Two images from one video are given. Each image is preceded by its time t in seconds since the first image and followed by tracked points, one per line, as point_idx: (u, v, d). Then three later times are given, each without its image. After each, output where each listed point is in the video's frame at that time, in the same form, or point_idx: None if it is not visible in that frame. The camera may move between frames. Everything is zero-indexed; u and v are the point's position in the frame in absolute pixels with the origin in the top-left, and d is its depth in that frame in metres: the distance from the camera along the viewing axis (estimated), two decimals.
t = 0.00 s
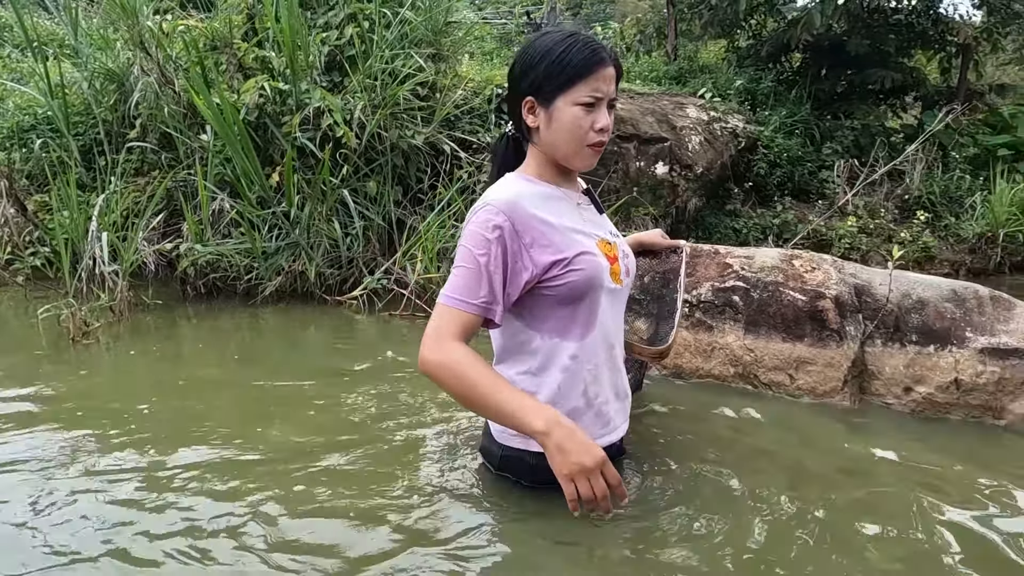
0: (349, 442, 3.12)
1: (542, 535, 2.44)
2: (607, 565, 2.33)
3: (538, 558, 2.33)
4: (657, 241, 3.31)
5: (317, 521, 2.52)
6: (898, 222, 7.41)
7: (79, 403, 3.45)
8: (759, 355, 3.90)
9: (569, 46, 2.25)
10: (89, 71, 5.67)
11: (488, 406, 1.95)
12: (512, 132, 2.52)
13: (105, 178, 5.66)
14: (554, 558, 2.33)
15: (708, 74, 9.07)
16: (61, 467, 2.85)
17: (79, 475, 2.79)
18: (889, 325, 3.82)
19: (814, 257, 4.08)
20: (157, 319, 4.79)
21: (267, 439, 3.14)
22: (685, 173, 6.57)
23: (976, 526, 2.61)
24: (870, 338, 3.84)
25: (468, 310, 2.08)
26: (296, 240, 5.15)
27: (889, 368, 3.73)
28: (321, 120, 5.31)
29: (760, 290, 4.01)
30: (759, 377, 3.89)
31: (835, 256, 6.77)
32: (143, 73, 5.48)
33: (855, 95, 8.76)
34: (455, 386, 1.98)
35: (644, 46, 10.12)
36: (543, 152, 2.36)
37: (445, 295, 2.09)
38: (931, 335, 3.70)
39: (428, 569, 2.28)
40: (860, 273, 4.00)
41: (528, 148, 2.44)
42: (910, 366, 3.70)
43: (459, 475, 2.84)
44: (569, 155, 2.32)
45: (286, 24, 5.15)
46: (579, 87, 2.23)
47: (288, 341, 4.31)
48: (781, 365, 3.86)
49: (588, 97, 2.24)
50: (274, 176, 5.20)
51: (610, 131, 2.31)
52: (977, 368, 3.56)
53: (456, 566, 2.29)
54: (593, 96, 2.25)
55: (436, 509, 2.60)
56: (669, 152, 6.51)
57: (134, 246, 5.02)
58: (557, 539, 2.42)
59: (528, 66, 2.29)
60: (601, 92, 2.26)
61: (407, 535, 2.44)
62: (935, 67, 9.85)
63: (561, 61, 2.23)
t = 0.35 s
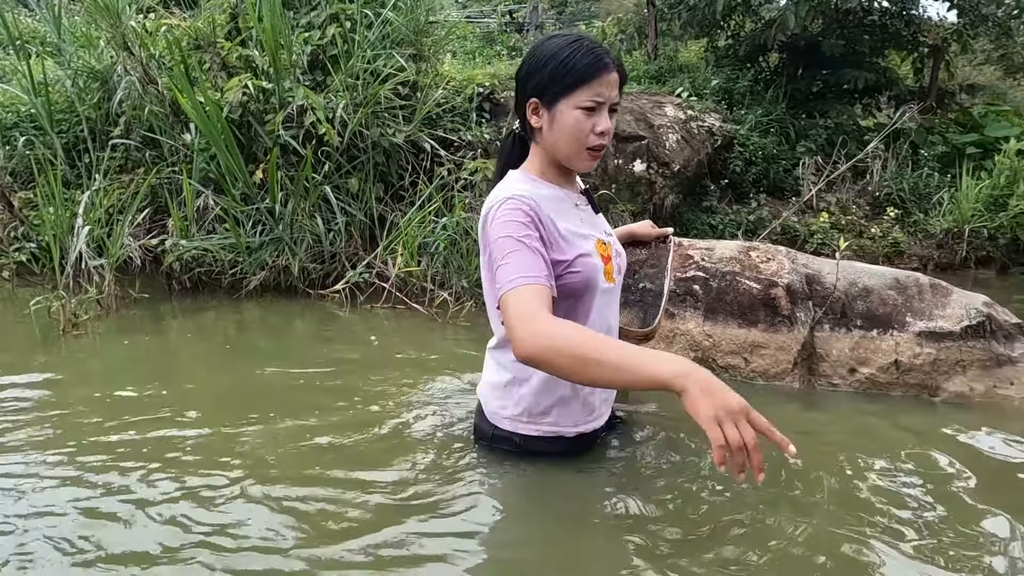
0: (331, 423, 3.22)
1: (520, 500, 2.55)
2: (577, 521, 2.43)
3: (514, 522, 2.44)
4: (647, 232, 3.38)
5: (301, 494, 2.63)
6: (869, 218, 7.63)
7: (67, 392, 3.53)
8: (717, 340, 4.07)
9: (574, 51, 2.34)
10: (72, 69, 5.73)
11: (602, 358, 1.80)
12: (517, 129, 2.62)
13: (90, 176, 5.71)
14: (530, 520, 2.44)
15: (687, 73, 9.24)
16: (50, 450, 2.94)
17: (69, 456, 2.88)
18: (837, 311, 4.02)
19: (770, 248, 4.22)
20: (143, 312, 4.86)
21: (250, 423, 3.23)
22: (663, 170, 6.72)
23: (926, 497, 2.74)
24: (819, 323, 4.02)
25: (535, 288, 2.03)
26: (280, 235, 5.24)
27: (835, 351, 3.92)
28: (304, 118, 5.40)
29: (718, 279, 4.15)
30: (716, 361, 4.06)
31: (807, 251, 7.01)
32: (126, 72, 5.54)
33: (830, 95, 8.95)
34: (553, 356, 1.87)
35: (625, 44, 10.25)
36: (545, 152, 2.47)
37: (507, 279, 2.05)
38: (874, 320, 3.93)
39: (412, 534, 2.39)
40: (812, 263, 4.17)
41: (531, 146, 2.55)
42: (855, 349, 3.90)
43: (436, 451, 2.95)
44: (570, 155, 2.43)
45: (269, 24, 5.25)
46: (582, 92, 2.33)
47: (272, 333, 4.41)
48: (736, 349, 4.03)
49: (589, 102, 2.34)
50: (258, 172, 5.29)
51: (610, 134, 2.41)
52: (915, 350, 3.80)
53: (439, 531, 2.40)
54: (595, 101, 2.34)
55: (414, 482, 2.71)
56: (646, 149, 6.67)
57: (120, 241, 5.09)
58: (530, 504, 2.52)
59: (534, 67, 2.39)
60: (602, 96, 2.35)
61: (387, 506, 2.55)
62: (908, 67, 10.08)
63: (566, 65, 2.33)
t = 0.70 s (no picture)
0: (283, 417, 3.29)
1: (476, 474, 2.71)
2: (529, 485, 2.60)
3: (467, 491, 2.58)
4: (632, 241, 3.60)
5: (249, 481, 2.69)
6: (805, 220, 8.03)
7: (11, 392, 3.52)
8: (647, 332, 4.14)
9: (575, 76, 2.50)
10: (12, 66, 5.62)
11: (702, 272, 1.96)
12: (520, 146, 2.73)
13: (32, 175, 5.61)
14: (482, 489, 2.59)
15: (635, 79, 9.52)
16: None
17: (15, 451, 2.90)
18: (754, 304, 4.09)
19: (698, 248, 4.46)
20: (90, 312, 4.83)
21: (202, 418, 3.28)
22: (610, 173, 6.94)
23: (841, 453, 2.93)
24: (740, 316, 4.09)
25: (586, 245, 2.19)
26: (230, 235, 5.26)
27: (753, 341, 3.96)
28: (253, 120, 5.42)
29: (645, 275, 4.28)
30: (646, 352, 4.13)
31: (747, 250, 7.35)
32: (69, 70, 5.47)
33: (772, 101, 9.26)
34: (655, 279, 2.00)
35: (576, 49, 10.48)
36: (545, 169, 2.58)
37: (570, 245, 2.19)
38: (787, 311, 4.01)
39: (371, 503, 2.52)
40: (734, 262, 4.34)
41: (532, 163, 2.66)
42: (770, 338, 3.94)
43: (387, 441, 3.06)
44: (571, 171, 2.54)
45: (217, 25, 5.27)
46: (583, 113, 2.47)
47: (223, 331, 4.44)
48: (664, 340, 4.09)
49: (588, 122, 2.48)
50: (207, 173, 5.30)
51: (607, 153, 2.55)
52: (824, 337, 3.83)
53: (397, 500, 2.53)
54: (594, 121, 2.48)
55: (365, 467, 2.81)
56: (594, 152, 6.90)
57: (66, 241, 5.04)
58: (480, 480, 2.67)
59: (538, 89, 2.54)
60: (600, 117, 2.49)
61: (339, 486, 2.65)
62: (845, 74, 10.53)
63: (568, 88, 2.47)
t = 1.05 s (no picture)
0: (224, 407, 3.31)
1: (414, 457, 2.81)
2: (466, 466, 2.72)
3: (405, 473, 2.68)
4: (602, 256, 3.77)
5: (189, 467, 2.70)
6: (739, 218, 8.39)
7: None
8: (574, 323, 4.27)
9: (572, 95, 2.58)
10: None
11: (650, 285, 2.02)
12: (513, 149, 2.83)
13: None
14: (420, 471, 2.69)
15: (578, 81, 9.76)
16: None
17: None
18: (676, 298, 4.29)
19: (625, 243, 4.61)
20: (20, 313, 4.71)
21: (139, 410, 3.26)
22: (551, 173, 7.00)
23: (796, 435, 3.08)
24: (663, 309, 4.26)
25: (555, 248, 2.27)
26: (168, 234, 5.19)
27: (675, 332, 4.15)
28: (191, 117, 5.35)
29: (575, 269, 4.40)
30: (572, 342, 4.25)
31: (684, 248, 7.65)
32: None
33: (710, 104, 9.61)
34: (610, 290, 2.07)
35: (521, 51, 10.67)
36: (534, 177, 2.70)
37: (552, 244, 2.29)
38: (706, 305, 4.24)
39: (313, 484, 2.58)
40: (658, 257, 4.52)
41: (522, 167, 2.77)
42: (691, 329, 4.14)
43: (327, 425, 3.12)
44: (560, 182, 2.65)
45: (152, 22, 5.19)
46: (574, 130, 2.57)
47: (162, 330, 4.39)
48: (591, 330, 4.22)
49: (579, 140, 2.58)
50: (143, 171, 5.21)
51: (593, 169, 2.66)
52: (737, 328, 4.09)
53: (338, 480, 2.61)
54: (585, 140, 2.59)
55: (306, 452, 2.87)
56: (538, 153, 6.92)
57: None
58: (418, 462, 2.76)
59: (536, 103, 2.62)
60: (590, 137, 2.59)
61: (280, 470, 2.70)
62: (778, 80, 10.99)
63: (565, 106, 2.56)
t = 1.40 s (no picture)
0: (176, 397, 3.29)
1: (369, 441, 2.85)
2: (422, 448, 2.78)
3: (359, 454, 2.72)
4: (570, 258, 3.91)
5: (138, 456, 2.69)
6: (690, 213, 8.63)
7: None
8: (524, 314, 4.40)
9: (562, 118, 2.50)
10: None
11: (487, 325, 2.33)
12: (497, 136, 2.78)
13: None
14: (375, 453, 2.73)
15: (533, 77, 9.88)
16: None
17: None
18: (620, 288, 4.45)
19: (573, 237, 4.76)
20: None
21: (86, 401, 3.21)
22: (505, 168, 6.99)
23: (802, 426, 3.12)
24: (607, 299, 4.43)
25: (459, 267, 2.43)
26: (116, 229, 5.09)
27: (619, 321, 4.30)
28: (138, 111, 5.25)
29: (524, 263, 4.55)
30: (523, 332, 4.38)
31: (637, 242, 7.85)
32: None
33: (663, 102, 9.82)
34: (452, 321, 2.29)
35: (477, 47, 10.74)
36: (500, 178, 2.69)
37: (434, 252, 2.40)
38: (649, 295, 4.39)
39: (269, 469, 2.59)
40: (604, 249, 4.65)
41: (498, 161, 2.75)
42: (634, 318, 4.29)
43: (282, 412, 3.14)
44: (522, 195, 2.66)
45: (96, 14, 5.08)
46: (551, 155, 2.53)
47: (110, 326, 4.32)
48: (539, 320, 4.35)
49: (553, 165, 2.55)
50: (89, 165, 5.10)
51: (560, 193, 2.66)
52: (678, 315, 4.23)
53: (294, 465, 2.63)
54: (558, 167, 2.56)
55: (261, 437, 2.89)
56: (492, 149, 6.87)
57: None
58: (372, 444, 2.82)
59: (525, 112, 2.54)
60: (565, 165, 2.56)
61: (234, 456, 2.71)
62: (727, 78, 11.29)
63: (548, 128, 2.49)
